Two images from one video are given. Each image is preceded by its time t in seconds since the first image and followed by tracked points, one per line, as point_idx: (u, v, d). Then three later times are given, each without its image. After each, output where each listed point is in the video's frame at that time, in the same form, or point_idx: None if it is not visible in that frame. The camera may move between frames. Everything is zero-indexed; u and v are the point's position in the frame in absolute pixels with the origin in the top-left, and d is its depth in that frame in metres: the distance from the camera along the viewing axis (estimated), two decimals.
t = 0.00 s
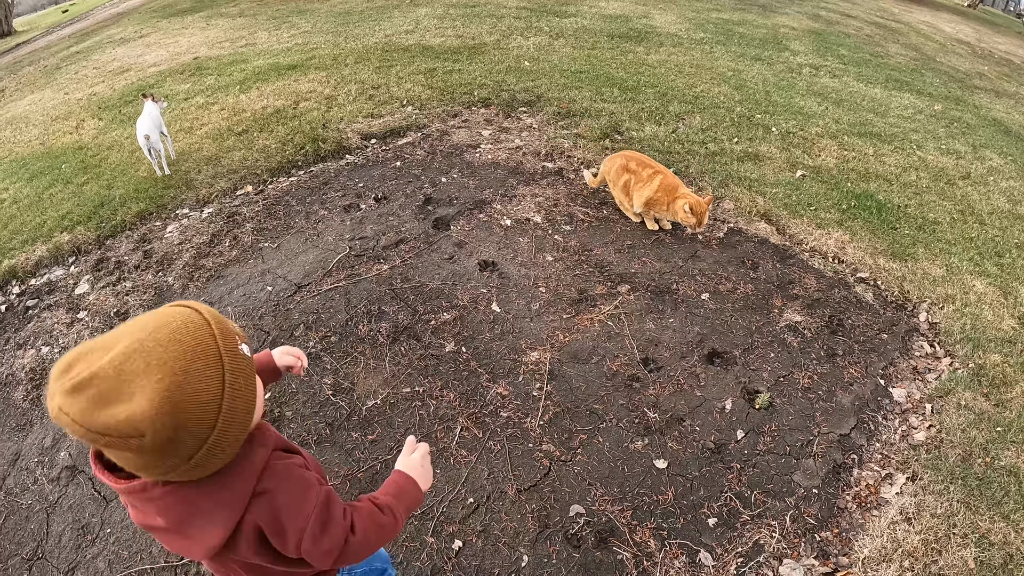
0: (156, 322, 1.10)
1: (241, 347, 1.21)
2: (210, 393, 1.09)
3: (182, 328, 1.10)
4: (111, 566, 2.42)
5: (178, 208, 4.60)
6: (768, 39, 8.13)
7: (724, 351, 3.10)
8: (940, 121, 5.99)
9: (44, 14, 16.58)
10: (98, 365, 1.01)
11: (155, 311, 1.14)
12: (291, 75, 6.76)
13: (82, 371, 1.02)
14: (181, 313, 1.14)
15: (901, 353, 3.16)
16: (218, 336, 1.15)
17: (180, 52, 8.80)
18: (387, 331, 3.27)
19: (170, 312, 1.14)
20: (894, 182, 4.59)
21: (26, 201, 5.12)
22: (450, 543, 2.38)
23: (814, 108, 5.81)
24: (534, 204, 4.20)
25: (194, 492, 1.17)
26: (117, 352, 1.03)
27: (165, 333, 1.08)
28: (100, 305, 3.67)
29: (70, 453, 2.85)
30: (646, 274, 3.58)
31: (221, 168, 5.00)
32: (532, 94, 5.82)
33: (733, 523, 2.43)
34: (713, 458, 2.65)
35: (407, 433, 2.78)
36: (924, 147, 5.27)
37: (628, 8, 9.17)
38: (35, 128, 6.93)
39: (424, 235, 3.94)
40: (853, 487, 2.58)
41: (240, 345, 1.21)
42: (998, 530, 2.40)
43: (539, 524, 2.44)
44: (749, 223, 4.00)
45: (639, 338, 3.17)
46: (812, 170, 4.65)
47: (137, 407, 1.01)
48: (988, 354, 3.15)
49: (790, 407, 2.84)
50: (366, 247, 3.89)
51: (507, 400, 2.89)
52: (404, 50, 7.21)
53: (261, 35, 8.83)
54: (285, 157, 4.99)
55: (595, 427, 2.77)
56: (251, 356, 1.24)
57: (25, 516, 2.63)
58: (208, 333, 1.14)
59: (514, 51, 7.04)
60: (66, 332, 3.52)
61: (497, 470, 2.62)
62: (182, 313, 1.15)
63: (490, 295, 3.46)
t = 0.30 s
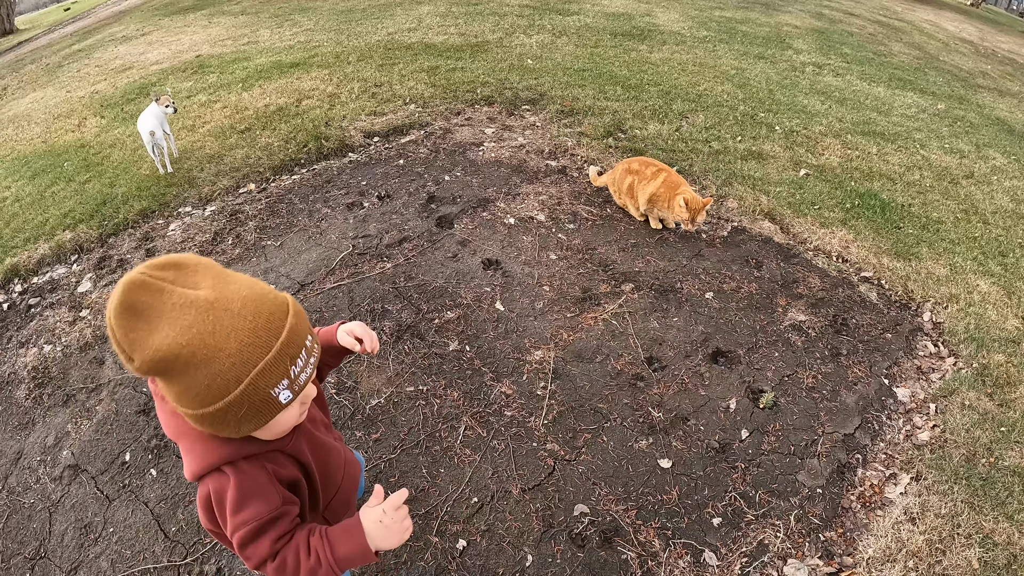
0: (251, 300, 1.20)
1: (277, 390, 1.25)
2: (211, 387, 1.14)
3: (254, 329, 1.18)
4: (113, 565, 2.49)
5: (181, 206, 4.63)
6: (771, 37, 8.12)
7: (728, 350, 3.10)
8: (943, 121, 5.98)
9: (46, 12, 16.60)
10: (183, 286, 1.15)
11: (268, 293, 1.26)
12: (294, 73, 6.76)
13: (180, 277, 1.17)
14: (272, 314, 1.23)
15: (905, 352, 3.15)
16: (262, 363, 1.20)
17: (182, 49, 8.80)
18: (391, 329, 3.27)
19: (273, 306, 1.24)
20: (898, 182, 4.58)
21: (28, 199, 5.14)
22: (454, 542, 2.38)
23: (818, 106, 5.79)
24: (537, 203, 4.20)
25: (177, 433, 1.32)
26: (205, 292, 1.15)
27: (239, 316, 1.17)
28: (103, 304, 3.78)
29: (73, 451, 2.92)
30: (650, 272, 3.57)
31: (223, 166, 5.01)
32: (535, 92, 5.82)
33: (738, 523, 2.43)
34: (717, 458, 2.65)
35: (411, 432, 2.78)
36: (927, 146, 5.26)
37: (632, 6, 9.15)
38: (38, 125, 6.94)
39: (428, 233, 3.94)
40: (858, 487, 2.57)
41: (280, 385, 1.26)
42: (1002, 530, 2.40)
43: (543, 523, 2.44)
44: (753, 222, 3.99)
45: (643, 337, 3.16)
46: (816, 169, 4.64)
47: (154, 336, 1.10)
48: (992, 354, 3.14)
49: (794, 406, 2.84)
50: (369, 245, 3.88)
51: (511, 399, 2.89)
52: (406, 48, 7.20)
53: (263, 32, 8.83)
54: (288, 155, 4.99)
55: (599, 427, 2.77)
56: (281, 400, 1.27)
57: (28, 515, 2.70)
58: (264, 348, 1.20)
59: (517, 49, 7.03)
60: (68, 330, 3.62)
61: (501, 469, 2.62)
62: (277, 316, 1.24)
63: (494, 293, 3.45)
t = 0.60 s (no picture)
0: (296, 276, 1.29)
1: (292, 368, 1.33)
2: (238, 339, 1.29)
3: (285, 305, 1.27)
4: (116, 563, 2.54)
5: (183, 203, 4.64)
6: (775, 34, 8.08)
7: (733, 349, 3.09)
8: (948, 119, 5.95)
9: (49, 9, 16.57)
10: (250, 246, 1.30)
11: (320, 273, 1.33)
12: (296, 69, 6.74)
13: (258, 233, 1.33)
14: (306, 307, 1.29)
15: (910, 351, 3.13)
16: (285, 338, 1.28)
17: (184, 46, 8.78)
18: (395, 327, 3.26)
19: (315, 288, 1.31)
20: (902, 180, 4.56)
21: (30, 195, 5.15)
22: (459, 541, 2.40)
23: (823, 104, 5.77)
24: (541, 200, 4.18)
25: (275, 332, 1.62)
26: (264, 255, 1.28)
27: (277, 294, 1.26)
28: (105, 300, 3.82)
29: (75, 449, 2.97)
30: (655, 270, 3.56)
31: (226, 163, 5.02)
32: (539, 89, 5.79)
33: (744, 523, 2.43)
34: (723, 457, 2.64)
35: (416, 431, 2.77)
36: (931, 144, 5.24)
37: (636, 3, 9.12)
38: (39, 122, 6.94)
39: (431, 230, 3.92)
40: (863, 487, 2.57)
41: (295, 366, 1.33)
42: (1008, 530, 2.40)
43: (547, 523, 2.44)
44: (758, 220, 3.98)
45: (648, 336, 3.15)
46: (820, 166, 4.63)
47: (215, 281, 1.29)
48: (997, 353, 3.12)
49: (800, 405, 2.83)
50: (372, 243, 3.87)
51: (516, 397, 2.88)
52: (410, 44, 7.18)
53: (266, 29, 8.81)
54: (290, 152, 4.99)
55: (604, 425, 2.76)
56: (294, 377, 1.35)
57: (30, 514, 2.75)
58: (290, 325, 1.28)
59: (521, 46, 7.00)
60: (70, 328, 3.66)
61: (506, 468, 2.62)
62: (312, 300, 1.30)
63: (498, 291, 3.44)
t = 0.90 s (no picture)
0: (356, 340, 1.20)
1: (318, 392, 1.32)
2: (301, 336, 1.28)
3: (331, 354, 1.21)
4: (120, 558, 2.56)
5: (188, 199, 4.67)
6: (781, 33, 8.06)
7: (739, 347, 3.08)
8: (954, 119, 5.92)
9: (55, 5, 16.62)
10: (344, 279, 1.18)
11: (382, 349, 1.21)
12: (302, 66, 6.74)
13: (370, 261, 1.20)
14: (344, 371, 1.22)
15: (916, 351, 3.12)
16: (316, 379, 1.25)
17: (190, 43, 8.79)
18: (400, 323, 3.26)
19: (366, 361, 1.21)
20: (909, 179, 4.54)
21: (35, 191, 5.16)
22: (463, 539, 2.47)
23: (829, 103, 5.75)
24: (547, 197, 4.17)
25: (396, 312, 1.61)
26: (350, 294, 1.18)
27: (333, 338, 1.20)
28: (110, 296, 3.84)
29: (78, 444, 2.98)
30: (660, 268, 3.56)
31: (232, 160, 5.04)
32: (545, 86, 5.78)
33: (748, 521, 2.43)
34: (728, 456, 2.63)
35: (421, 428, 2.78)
36: (938, 144, 5.22)
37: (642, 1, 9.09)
38: (45, 117, 6.95)
39: (437, 227, 3.92)
40: (868, 487, 2.57)
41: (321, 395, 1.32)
42: (1013, 532, 2.39)
43: (552, 521, 2.45)
44: (764, 218, 3.97)
45: (653, 334, 3.15)
46: (826, 165, 4.61)
47: (311, 273, 1.23)
48: (1003, 354, 3.11)
49: (806, 404, 2.83)
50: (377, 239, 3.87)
51: (521, 394, 2.88)
52: (415, 41, 7.17)
53: (271, 26, 8.81)
54: (296, 149, 5.01)
55: (609, 423, 2.76)
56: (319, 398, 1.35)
57: (33, 508, 2.76)
58: (327, 371, 1.24)
59: (527, 43, 6.99)
60: (75, 323, 3.67)
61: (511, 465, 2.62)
62: (357, 367, 1.22)
63: (504, 288, 3.44)
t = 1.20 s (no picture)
0: (341, 252, 1.33)
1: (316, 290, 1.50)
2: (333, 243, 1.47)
3: (323, 260, 1.37)
4: (131, 542, 2.61)
5: (204, 191, 4.75)
6: (797, 35, 8.04)
7: (750, 347, 3.11)
8: (969, 124, 5.90)
9: None
10: (361, 209, 1.33)
11: (349, 273, 1.31)
12: (319, 62, 6.81)
13: (380, 205, 1.30)
14: (320, 277, 1.36)
15: (926, 355, 3.13)
16: (307, 278, 1.42)
17: (207, 37, 8.89)
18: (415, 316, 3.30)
19: (337, 278, 1.33)
20: (922, 183, 4.53)
21: (53, 180, 5.26)
22: (472, 530, 2.58)
23: (843, 106, 5.74)
24: (561, 195, 4.21)
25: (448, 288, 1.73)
26: (355, 222, 1.32)
27: (330, 250, 1.36)
28: (125, 285, 3.91)
29: (92, 430, 3.05)
30: (673, 268, 3.58)
31: (248, 153, 5.12)
32: (560, 85, 5.82)
33: (756, 519, 2.46)
34: (737, 454, 2.66)
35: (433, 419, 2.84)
36: (952, 149, 5.20)
37: (658, 2, 9.10)
38: (63, 109, 7.06)
39: (451, 222, 3.97)
40: (876, 488, 2.59)
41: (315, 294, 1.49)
42: (1019, 536, 2.41)
43: (561, 514, 2.48)
44: (777, 219, 3.98)
45: (665, 332, 3.18)
46: (840, 168, 4.62)
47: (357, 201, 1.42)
48: (1014, 359, 3.11)
49: (815, 404, 2.85)
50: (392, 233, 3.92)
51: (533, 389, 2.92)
52: (432, 39, 7.22)
53: (288, 22, 8.89)
54: (312, 143, 5.09)
55: (620, 419, 2.79)
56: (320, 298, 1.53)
57: (46, 492, 2.82)
58: (313, 277, 1.39)
59: (542, 42, 7.02)
60: (90, 311, 3.75)
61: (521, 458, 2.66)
62: (330, 277, 1.34)
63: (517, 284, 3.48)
